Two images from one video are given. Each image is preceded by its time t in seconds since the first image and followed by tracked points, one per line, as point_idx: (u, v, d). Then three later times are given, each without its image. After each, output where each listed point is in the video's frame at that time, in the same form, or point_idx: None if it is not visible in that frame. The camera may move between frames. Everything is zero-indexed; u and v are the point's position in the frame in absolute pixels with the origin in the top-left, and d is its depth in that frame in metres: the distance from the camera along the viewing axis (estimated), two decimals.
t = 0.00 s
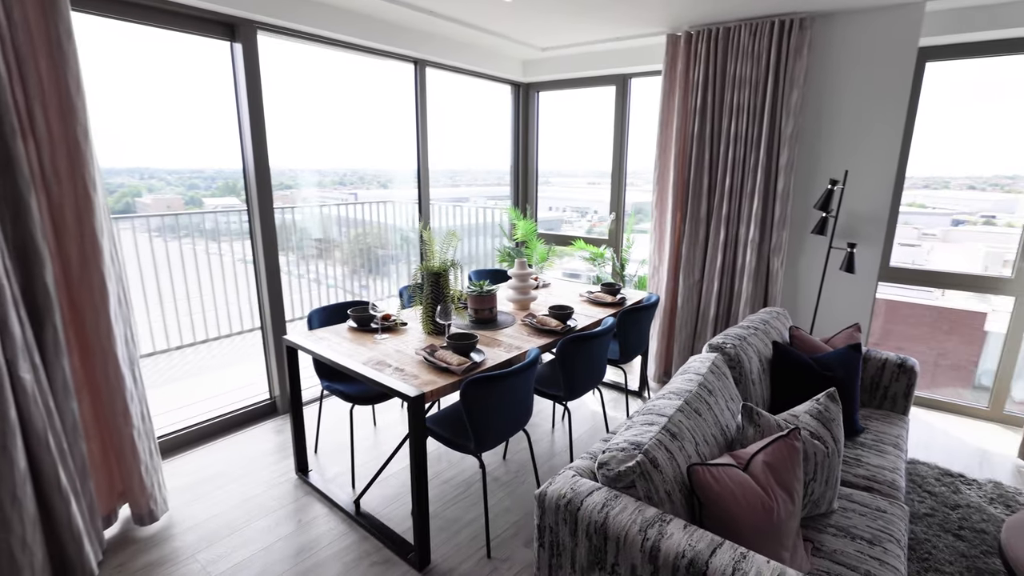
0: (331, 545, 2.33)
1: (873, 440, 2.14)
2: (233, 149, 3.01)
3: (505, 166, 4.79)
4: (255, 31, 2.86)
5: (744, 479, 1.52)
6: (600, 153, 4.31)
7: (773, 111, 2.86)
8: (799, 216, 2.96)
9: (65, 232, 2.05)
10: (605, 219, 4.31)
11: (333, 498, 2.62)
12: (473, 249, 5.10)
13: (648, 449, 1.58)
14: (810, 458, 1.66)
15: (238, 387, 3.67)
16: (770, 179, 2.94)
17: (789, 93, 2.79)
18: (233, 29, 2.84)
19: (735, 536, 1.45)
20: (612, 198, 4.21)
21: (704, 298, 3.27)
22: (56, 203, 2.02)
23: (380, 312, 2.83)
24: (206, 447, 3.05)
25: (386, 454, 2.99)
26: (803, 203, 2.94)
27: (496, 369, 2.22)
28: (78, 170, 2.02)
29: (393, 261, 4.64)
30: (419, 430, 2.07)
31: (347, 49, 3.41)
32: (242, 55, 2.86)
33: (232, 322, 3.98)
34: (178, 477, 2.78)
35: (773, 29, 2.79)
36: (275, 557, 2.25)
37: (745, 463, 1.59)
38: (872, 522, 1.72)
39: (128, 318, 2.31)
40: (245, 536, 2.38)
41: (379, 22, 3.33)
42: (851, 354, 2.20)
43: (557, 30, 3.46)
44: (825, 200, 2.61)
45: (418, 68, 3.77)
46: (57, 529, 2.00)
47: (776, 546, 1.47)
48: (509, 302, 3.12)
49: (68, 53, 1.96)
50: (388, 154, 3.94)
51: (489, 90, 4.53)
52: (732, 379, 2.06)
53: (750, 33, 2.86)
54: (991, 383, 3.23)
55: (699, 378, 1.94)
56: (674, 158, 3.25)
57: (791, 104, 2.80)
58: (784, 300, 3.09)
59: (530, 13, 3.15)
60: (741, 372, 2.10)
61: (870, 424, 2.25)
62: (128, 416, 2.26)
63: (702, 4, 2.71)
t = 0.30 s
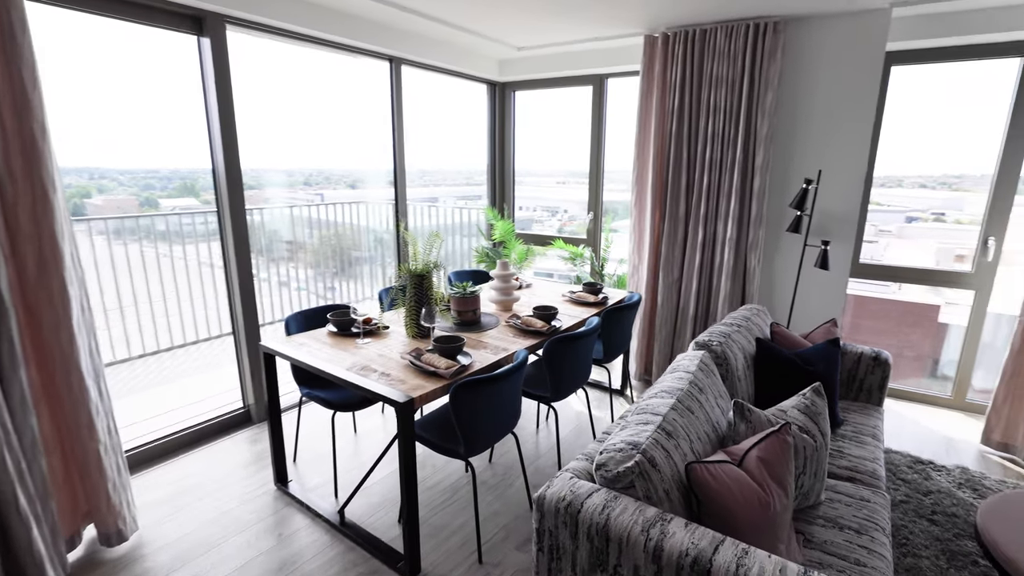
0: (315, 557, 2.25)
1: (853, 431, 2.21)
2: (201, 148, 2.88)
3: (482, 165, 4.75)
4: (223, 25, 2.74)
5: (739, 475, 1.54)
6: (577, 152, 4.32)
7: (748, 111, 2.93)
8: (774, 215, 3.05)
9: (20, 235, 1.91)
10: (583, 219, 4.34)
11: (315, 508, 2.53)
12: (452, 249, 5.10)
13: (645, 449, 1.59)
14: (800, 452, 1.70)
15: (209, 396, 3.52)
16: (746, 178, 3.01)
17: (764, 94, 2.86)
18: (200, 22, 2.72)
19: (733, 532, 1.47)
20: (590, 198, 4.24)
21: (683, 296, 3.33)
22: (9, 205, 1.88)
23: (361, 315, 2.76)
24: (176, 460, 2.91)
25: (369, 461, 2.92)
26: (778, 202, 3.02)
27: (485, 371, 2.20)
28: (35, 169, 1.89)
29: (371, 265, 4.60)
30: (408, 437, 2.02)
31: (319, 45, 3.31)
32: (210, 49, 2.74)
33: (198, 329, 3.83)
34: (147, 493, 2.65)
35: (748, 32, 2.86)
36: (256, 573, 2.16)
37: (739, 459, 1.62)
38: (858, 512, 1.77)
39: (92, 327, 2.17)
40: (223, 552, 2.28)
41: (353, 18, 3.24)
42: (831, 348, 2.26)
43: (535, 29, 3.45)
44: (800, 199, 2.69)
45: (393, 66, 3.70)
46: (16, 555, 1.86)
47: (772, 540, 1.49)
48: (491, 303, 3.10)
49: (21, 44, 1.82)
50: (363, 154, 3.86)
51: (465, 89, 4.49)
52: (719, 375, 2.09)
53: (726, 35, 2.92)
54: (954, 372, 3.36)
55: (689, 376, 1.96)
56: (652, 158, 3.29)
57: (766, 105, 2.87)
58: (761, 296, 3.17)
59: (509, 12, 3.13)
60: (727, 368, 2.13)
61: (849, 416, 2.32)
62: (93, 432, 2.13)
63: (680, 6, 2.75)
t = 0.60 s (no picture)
0: (297, 572, 2.17)
1: (830, 424, 2.28)
2: (164, 146, 2.74)
3: (456, 165, 4.72)
4: (187, 19, 2.63)
5: (731, 471, 1.56)
6: (552, 152, 4.34)
7: (722, 112, 2.99)
8: (748, 214, 3.12)
9: None
10: (559, 219, 4.36)
11: (295, 521, 2.45)
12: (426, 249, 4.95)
13: (639, 449, 1.60)
14: (787, 447, 1.73)
15: (175, 407, 3.36)
16: (721, 178, 3.07)
17: (737, 96, 2.93)
18: (162, 15, 2.59)
19: (728, 528, 1.48)
20: (566, 198, 4.26)
21: (661, 294, 3.38)
22: None
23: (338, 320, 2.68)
24: (142, 476, 2.76)
25: (349, 470, 2.84)
26: (752, 201, 3.10)
27: (472, 375, 2.17)
28: None
29: (346, 270, 4.48)
30: (395, 444, 1.97)
31: (289, 42, 3.21)
32: (172, 44, 2.61)
33: (163, 335, 3.65)
34: (112, 512, 2.50)
35: (721, 35, 2.92)
36: None
37: (730, 455, 1.64)
38: (840, 502, 1.82)
39: (48, 339, 2.04)
40: (196, 571, 2.17)
41: (324, 14, 3.16)
42: (808, 344, 2.33)
43: (511, 29, 3.44)
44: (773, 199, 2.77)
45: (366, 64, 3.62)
46: None
47: (764, 534, 1.52)
48: (471, 305, 3.07)
49: None
50: (336, 153, 3.76)
51: (439, 88, 4.44)
52: (704, 373, 2.12)
53: (700, 37, 2.98)
54: (916, 363, 3.50)
55: (675, 375, 1.98)
56: (629, 158, 3.34)
57: (739, 106, 2.94)
58: (736, 293, 3.25)
59: (485, 12, 3.11)
60: (711, 366, 2.17)
61: (825, 409, 2.40)
62: (52, 450, 1.99)
63: (656, 8, 2.79)
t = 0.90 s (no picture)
0: None
1: (806, 417, 2.34)
2: (119, 145, 2.59)
3: (428, 165, 4.65)
4: (143, 10, 2.49)
5: (720, 468, 1.58)
6: (525, 151, 4.33)
7: (695, 113, 3.05)
8: (720, 213, 3.19)
9: None
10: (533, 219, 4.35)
11: (270, 535, 2.34)
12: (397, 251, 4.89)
13: (631, 449, 1.59)
14: (772, 441, 1.76)
15: (135, 421, 3.17)
16: (695, 178, 3.13)
17: (709, 97, 2.99)
18: (115, 6, 2.44)
19: (721, 524, 1.50)
20: (540, 197, 4.26)
21: (637, 292, 3.42)
22: None
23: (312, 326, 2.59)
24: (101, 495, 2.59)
25: (326, 481, 2.74)
26: (724, 200, 3.16)
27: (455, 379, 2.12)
28: None
29: (314, 274, 4.36)
30: (378, 452, 1.91)
31: (254, 38, 3.08)
32: (127, 36, 2.47)
33: (119, 346, 3.45)
34: (68, 536, 2.33)
35: (693, 37, 2.98)
36: None
37: (718, 452, 1.66)
38: (821, 493, 1.87)
39: None
40: None
41: (291, 9, 3.05)
42: (784, 339, 2.39)
43: (484, 27, 3.41)
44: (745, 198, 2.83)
45: (335, 61, 3.52)
46: None
47: (754, 529, 1.54)
48: (449, 307, 3.02)
49: None
50: (304, 153, 3.64)
51: (410, 86, 4.37)
52: (687, 370, 2.14)
53: (672, 39, 3.03)
54: (880, 355, 3.64)
55: (660, 373, 1.99)
56: (603, 158, 3.36)
57: (711, 107, 3.00)
58: (710, 291, 3.31)
59: (458, 10, 3.07)
60: (693, 363, 2.19)
61: (800, 402, 2.46)
62: None
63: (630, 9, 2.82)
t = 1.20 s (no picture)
0: None
1: (782, 411, 2.39)
2: (68, 142, 2.42)
3: (399, 165, 4.56)
4: None
5: (709, 466, 1.59)
6: (498, 151, 4.30)
7: (668, 113, 3.09)
8: (693, 211, 3.24)
9: None
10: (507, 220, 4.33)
11: (243, 552, 2.22)
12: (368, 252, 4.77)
13: (621, 450, 1.59)
14: (756, 437, 1.79)
15: (90, 437, 2.98)
16: (669, 177, 3.17)
17: (682, 97, 3.04)
18: None
19: (711, 521, 1.50)
20: (514, 197, 4.24)
21: (613, 291, 3.44)
22: None
23: (284, 333, 2.49)
24: (54, 518, 2.42)
25: (301, 493, 2.63)
26: (697, 199, 3.22)
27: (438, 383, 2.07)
28: None
29: (279, 278, 4.19)
30: (360, 461, 1.84)
31: (216, 31, 2.95)
32: (74, 26, 2.31)
33: (68, 358, 3.24)
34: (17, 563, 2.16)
35: (665, 37, 3.02)
36: None
37: (706, 449, 1.67)
38: (802, 486, 1.91)
39: None
40: None
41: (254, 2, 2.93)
42: (760, 336, 2.44)
43: (456, 25, 3.37)
44: (719, 197, 2.89)
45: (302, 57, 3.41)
46: None
47: (743, 525, 1.56)
48: (425, 310, 2.96)
49: None
50: (270, 152, 3.51)
51: (379, 84, 4.28)
52: (669, 369, 2.16)
53: (645, 39, 3.07)
54: (846, 348, 3.76)
55: (644, 372, 2.00)
56: (578, 158, 3.37)
57: (684, 107, 3.05)
58: (685, 289, 3.36)
59: (431, 8, 3.02)
60: (674, 361, 2.21)
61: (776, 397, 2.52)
62: None
63: (603, 9, 2.83)
